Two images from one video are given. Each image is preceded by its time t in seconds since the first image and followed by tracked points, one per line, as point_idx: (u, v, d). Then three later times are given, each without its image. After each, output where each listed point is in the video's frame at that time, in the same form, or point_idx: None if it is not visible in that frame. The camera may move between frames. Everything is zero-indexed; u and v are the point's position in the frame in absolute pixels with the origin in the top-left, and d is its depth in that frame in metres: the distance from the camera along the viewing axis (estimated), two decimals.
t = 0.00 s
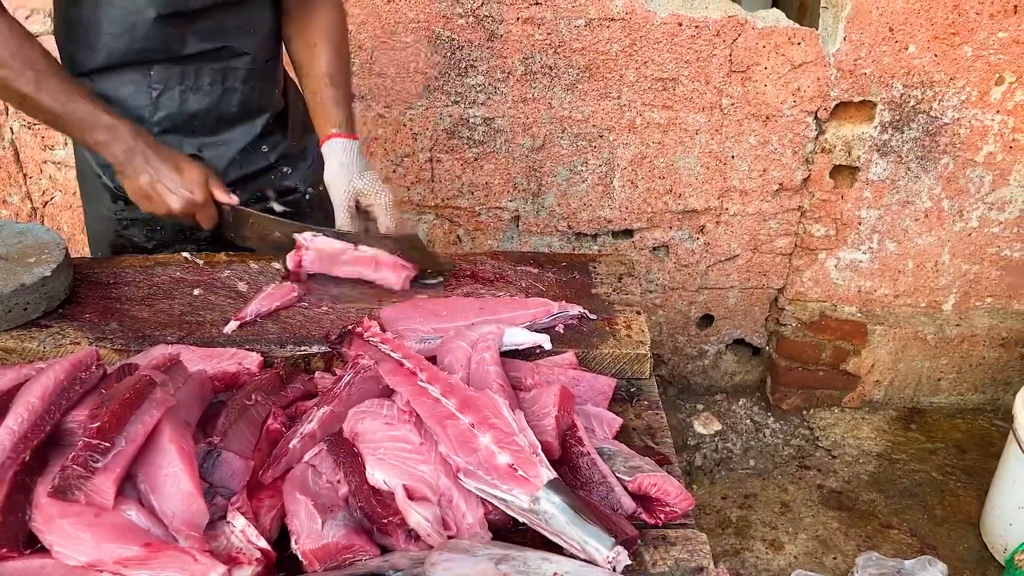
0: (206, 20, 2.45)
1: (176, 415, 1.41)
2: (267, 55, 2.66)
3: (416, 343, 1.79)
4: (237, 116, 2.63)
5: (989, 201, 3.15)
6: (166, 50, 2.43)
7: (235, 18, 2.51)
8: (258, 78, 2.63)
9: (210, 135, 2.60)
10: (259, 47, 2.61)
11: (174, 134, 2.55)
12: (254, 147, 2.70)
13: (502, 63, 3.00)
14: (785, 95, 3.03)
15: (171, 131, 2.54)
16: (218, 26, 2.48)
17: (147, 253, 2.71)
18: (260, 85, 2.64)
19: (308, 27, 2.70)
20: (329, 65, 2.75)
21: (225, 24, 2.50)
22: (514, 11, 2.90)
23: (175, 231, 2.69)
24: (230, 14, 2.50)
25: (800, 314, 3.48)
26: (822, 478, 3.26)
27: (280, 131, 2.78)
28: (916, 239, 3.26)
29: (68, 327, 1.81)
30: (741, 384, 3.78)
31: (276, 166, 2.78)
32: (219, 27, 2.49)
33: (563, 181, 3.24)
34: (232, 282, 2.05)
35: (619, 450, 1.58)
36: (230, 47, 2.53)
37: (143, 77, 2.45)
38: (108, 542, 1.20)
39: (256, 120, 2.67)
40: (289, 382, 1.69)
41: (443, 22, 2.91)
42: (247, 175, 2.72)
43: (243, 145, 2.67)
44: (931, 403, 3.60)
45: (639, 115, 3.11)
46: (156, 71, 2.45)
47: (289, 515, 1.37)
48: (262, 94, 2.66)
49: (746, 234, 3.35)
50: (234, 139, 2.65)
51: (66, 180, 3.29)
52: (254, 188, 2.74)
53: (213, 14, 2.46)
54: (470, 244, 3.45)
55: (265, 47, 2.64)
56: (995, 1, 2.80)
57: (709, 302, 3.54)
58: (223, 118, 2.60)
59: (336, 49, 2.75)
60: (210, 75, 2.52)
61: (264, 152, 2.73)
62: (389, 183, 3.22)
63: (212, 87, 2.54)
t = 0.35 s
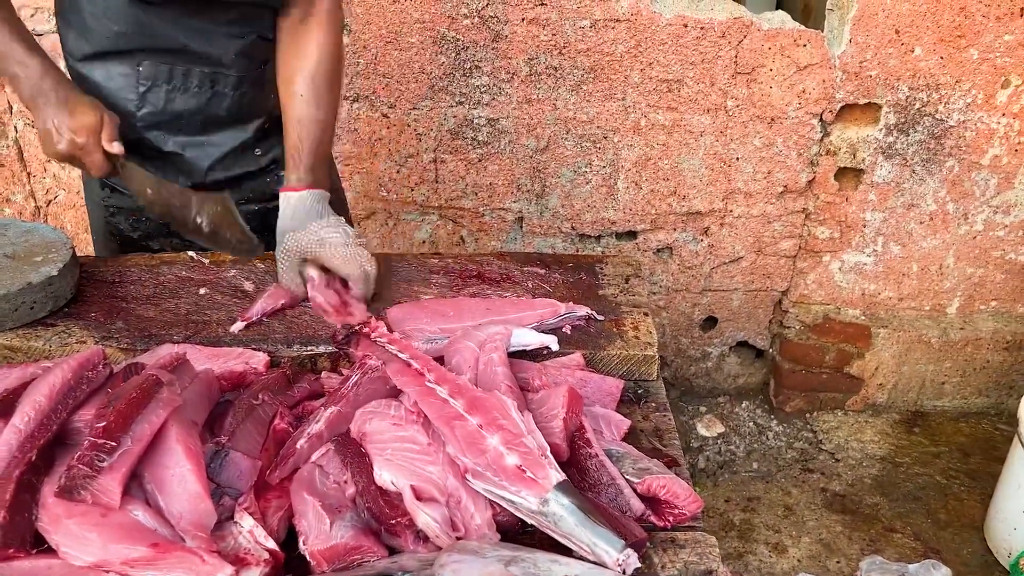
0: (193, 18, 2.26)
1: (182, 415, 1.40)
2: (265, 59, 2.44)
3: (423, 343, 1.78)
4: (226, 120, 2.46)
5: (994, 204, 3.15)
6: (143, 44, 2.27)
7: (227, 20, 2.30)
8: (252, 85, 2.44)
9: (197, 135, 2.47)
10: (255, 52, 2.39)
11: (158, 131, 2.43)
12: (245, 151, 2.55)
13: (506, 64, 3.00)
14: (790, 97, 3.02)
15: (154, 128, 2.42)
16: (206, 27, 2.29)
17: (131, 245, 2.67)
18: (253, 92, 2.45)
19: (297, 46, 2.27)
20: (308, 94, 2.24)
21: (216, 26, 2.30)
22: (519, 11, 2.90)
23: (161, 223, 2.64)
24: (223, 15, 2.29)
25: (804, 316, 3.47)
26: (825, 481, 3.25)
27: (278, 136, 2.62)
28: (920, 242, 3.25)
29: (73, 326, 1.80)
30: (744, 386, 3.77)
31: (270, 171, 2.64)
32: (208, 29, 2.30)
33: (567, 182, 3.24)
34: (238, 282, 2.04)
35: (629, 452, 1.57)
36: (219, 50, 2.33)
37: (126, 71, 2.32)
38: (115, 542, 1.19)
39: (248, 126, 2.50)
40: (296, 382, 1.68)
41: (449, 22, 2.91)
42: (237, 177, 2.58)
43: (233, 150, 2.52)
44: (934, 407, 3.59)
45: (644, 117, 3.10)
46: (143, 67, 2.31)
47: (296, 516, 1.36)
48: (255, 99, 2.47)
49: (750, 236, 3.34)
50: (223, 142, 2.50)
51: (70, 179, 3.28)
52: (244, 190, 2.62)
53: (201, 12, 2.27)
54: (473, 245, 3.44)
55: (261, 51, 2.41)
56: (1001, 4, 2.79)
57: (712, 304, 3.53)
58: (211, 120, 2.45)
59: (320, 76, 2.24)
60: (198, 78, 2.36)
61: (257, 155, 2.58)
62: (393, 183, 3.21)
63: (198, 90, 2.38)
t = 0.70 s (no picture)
0: (194, 22, 2.25)
1: (200, 416, 1.40)
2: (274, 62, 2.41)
3: (440, 346, 1.77)
4: (231, 120, 2.45)
5: (1011, 209, 3.12)
6: (147, 46, 2.30)
7: (231, 26, 2.27)
8: (258, 89, 2.42)
9: (202, 132, 2.46)
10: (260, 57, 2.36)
11: (164, 123, 2.43)
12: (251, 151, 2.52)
13: (521, 65, 2.98)
14: (806, 101, 3.00)
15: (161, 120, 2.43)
16: (209, 31, 2.28)
17: (140, 233, 2.67)
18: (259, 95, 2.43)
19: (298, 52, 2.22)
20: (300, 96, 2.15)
21: (219, 31, 2.28)
22: (534, 12, 2.88)
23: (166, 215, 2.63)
24: (227, 19, 2.26)
25: (816, 321, 3.45)
26: (837, 487, 3.23)
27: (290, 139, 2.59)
28: (936, 247, 3.22)
29: (89, 326, 1.79)
30: (756, 391, 3.75)
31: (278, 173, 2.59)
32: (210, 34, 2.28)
33: (580, 184, 3.22)
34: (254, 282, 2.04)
35: (647, 458, 1.55)
36: (222, 54, 2.32)
37: (134, 65, 2.34)
38: (134, 545, 1.19)
39: (253, 128, 2.48)
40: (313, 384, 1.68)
41: (464, 23, 2.90)
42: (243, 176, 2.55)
43: (238, 150, 2.49)
44: (947, 413, 3.56)
45: (658, 119, 3.08)
46: (151, 62, 2.33)
47: (314, 519, 1.35)
48: (262, 103, 2.45)
49: (764, 240, 3.32)
50: (228, 140, 2.48)
51: (83, 177, 3.29)
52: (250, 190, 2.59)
53: (204, 17, 2.25)
54: (485, 246, 3.43)
55: (268, 55, 2.38)
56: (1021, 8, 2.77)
57: (725, 308, 3.51)
58: (216, 119, 2.43)
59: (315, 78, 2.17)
60: (202, 77, 2.35)
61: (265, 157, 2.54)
62: (406, 184, 3.21)
63: (201, 89, 2.37)
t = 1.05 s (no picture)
0: (251, 26, 2.35)
1: (223, 417, 1.39)
2: (330, 70, 2.48)
3: (461, 349, 1.76)
4: (284, 128, 2.53)
5: None
6: (203, 49, 2.38)
7: (289, 28, 2.37)
8: (314, 98, 2.49)
9: (253, 139, 2.56)
10: (317, 64, 2.43)
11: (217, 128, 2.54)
12: (302, 159, 2.61)
13: (539, 67, 2.97)
14: (825, 104, 2.98)
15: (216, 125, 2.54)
16: (266, 36, 2.37)
17: (187, 236, 2.75)
18: (313, 104, 2.50)
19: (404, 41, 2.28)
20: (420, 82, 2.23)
21: (276, 34, 2.37)
22: (553, 14, 2.87)
23: (213, 218, 2.69)
24: (285, 22, 2.36)
25: (833, 326, 3.42)
26: (853, 494, 3.20)
27: (342, 149, 2.68)
28: (955, 253, 3.19)
29: (109, 324, 1.79)
30: (771, 396, 3.72)
31: (329, 184, 2.70)
32: (268, 39, 2.37)
33: (597, 187, 3.21)
34: (273, 283, 2.03)
35: (670, 464, 1.54)
36: (277, 59, 2.39)
37: (191, 69, 2.43)
38: (157, 546, 1.18)
39: (306, 136, 2.56)
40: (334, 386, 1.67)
41: (482, 24, 2.89)
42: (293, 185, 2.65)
43: (288, 157, 2.58)
44: (964, 421, 3.52)
45: (676, 122, 3.06)
46: (206, 66, 2.42)
47: (335, 523, 1.34)
48: (315, 111, 2.52)
49: (781, 244, 3.29)
50: (279, 148, 2.57)
51: (101, 175, 3.30)
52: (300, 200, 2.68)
53: (263, 21, 2.35)
54: (500, 248, 3.41)
55: (325, 62, 2.45)
56: None
57: (741, 312, 3.48)
58: (268, 127, 2.52)
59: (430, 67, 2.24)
60: (254, 84, 2.43)
61: (315, 167, 2.64)
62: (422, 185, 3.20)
63: (257, 96, 2.46)
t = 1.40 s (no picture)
0: (295, 29, 2.30)
1: (224, 415, 1.39)
2: (373, 79, 2.41)
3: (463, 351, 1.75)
4: (321, 135, 2.48)
5: None
6: (243, 48, 2.33)
7: (333, 34, 2.31)
8: (353, 106, 2.44)
9: (289, 146, 2.51)
10: (360, 72, 2.38)
11: (253, 134, 2.49)
12: (336, 168, 2.56)
13: (547, 68, 2.96)
14: (835, 107, 2.96)
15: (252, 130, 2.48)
16: (309, 40, 2.31)
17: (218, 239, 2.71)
18: (352, 112, 2.45)
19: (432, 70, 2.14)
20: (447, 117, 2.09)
21: (320, 39, 2.32)
22: (562, 15, 2.86)
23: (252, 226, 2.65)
24: (330, 27, 2.30)
25: (841, 330, 3.39)
26: (860, 499, 3.17)
27: (378, 159, 2.60)
28: (965, 257, 3.16)
29: (114, 322, 1.80)
30: (779, 400, 3.70)
31: (364, 194, 2.64)
32: (310, 44, 2.32)
33: (604, 188, 3.20)
34: (278, 281, 2.03)
35: (674, 468, 1.53)
36: (318, 64, 2.34)
37: (228, 71, 2.38)
38: (157, 544, 1.18)
39: (342, 144, 2.50)
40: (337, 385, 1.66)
41: (491, 24, 2.89)
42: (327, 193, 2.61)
43: (323, 165, 2.54)
44: (974, 426, 3.49)
45: (685, 124, 3.05)
46: (242, 70, 2.36)
47: (336, 522, 1.34)
48: (353, 119, 2.46)
49: (790, 247, 3.27)
50: (315, 156, 2.52)
51: (110, 173, 3.31)
52: (334, 207, 2.65)
53: (307, 24, 2.29)
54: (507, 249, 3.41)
55: (368, 70, 2.39)
56: None
57: (749, 315, 3.47)
58: (304, 133, 2.48)
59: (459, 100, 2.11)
60: (292, 89, 2.38)
61: (350, 176, 2.59)
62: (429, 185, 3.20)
63: (296, 102, 2.41)
